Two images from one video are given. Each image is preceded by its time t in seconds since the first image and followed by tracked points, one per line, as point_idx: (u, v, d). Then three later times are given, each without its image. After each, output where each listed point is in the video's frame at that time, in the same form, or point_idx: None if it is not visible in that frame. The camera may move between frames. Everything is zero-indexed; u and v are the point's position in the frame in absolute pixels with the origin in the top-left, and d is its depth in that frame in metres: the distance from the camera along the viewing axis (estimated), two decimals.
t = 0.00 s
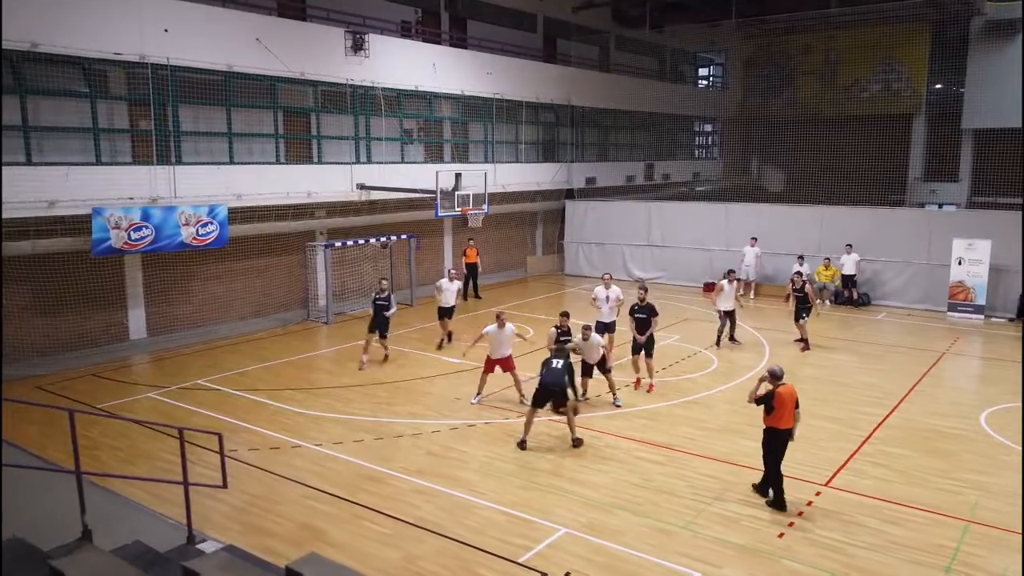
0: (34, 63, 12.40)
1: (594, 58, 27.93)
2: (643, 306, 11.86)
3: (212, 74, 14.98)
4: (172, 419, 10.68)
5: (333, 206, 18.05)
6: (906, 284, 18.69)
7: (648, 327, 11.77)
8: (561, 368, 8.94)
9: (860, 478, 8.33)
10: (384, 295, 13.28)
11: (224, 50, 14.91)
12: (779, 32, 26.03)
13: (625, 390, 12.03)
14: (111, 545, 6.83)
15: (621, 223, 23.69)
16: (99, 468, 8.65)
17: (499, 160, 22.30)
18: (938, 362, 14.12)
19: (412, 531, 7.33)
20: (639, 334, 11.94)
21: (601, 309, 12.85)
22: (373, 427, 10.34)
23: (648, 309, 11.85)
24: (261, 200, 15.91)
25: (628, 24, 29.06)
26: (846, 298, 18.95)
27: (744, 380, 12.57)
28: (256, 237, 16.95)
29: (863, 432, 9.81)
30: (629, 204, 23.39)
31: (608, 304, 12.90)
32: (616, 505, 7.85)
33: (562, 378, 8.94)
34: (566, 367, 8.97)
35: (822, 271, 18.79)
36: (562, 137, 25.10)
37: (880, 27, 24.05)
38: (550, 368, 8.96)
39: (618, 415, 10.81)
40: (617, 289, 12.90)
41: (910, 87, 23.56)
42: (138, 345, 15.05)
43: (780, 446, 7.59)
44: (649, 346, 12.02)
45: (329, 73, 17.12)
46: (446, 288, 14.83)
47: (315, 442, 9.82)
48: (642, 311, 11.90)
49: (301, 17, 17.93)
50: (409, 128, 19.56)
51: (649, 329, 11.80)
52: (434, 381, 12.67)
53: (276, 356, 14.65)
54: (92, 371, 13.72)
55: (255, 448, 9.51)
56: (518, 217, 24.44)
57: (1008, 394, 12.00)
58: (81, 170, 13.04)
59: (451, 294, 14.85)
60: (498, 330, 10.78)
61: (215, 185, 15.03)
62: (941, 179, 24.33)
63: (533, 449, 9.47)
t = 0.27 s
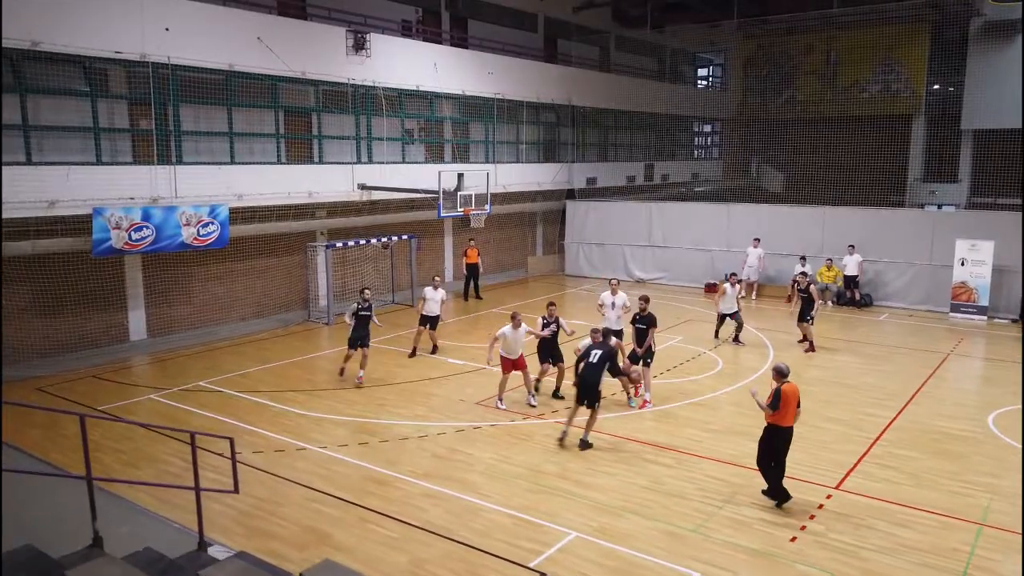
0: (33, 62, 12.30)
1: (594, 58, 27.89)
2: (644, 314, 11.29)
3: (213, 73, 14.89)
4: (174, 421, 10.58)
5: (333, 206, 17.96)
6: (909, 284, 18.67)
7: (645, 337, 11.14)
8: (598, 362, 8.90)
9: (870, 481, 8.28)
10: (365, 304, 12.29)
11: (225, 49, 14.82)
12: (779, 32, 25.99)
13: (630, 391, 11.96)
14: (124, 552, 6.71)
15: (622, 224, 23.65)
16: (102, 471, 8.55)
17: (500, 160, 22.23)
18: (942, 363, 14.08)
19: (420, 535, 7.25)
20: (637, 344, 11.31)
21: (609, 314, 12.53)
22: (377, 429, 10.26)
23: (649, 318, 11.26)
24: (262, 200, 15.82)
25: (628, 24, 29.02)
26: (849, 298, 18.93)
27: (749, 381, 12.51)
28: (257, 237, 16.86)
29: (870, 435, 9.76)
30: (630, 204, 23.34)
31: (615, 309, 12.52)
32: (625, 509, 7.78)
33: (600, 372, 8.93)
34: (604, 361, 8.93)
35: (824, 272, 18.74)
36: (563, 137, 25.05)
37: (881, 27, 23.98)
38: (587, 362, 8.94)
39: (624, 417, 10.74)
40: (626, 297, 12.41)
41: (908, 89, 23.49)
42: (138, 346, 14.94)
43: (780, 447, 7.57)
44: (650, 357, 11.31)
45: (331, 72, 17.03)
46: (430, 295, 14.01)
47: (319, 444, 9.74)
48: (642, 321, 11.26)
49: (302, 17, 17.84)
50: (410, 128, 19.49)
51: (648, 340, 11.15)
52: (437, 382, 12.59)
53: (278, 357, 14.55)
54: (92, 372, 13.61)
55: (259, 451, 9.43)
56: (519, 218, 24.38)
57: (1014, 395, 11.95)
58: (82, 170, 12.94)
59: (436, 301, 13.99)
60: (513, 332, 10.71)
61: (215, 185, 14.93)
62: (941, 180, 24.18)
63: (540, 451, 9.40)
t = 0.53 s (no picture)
0: (33, 60, 12.19)
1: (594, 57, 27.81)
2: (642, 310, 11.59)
3: (214, 72, 14.78)
4: (176, 421, 10.49)
5: (334, 206, 17.85)
6: (911, 284, 18.63)
7: (643, 333, 11.54)
8: (632, 369, 8.80)
9: (880, 482, 8.22)
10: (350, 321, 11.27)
11: (226, 47, 14.72)
12: (779, 31, 25.87)
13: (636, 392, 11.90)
14: (132, 557, 6.59)
15: (623, 223, 23.59)
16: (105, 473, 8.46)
17: (501, 159, 22.16)
18: (947, 363, 14.03)
19: (428, 536, 7.17)
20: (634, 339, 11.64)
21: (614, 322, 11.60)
22: (381, 429, 10.19)
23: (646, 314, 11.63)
24: (263, 200, 15.70)
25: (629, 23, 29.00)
26: (851, 298, 18.89)
27: (754, 381, 12.46)
28: (257, 237, 16.75)
29: (878, 435, 9.70)
30: (630, 203, 23.27)
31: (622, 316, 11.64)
32: (635, 510, 7.72)
33: (634, 378, 8.86)
34: (640, 369, 8.80)
35: (827, 273, 18.74)
36: (563, 137, 24.96)
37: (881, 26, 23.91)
38: (623, 367, 8.84)
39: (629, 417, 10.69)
40: (632, 302, 11.65)
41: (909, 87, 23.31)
42: (138, 346, 14.84)
43: (784, 445, 7.50)
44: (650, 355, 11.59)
45: (332, 71, 16.93)
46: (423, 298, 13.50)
47: (324, 445, 9.65)
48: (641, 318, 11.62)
49: (303, 15, 17.75)
50: (412, 127, 19.41)
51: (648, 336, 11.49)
52: (440, 383, 12.52)
53: (280, 358, 14.47)
54: (92, 372, 13.50)
55: (263, 452, 9.34)
56: (519, 218, 24.29)
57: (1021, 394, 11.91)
58: (83, 168, 12.84)
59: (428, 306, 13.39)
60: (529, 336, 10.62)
61: (216, 184, 14.81)
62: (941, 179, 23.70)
63: (546, 452, 9.32)
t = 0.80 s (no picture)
0: (24, 58, 12.00)
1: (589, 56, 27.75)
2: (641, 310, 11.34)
3: (208, 70, 14.62)
4: (171, 425, 10.34)
5: (328, 205, 17.70)
6: (908, 283, 18.63)
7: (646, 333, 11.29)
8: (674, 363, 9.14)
9: (885, 483, 8.17)
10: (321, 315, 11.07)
11: (221, 45, 14.56)
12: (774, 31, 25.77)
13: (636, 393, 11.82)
14: (133, 566, 6.43)
15: (618, 223, 23.53)
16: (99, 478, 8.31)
17: (496, 159, 22.08)
18: (946, 362, 14.02)
19: (430, 541, 7.06)
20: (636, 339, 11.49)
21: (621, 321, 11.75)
22: (380, 432, 10.07)
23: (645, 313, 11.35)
24: (258, 200, 15.53)
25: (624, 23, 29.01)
26: (848, 297, 18.88)
27: (754, 381, 12.41)
28: (251, 237, 16.58)
29: (881, 436, 9.65)
30: (626, 203, 23.21)
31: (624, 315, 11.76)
32: (639, 513, 7.63)
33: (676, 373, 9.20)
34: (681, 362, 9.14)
35: (823, 271, 18.71)
36: (558, 136, 24.88)
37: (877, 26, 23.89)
38: (663, 363, 9.20)
39: (630, 418, 10.61)
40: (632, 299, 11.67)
41: (905, 87, 23.31)
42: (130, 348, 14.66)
43: (787, 445, 7.38)
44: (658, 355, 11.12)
45: (327, 69, 16.79)
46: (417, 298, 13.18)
47: (322, 448, 9.52)
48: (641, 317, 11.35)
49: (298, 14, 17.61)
50: (407, 126, 19.30)
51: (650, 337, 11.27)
52: (438, 384, 12.41)
53: (275, 359, 14.32)
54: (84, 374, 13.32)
55: (261, 455, 9.21)
56: (515, 217, 24.20)
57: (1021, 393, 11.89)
58: (75, 168, 12.65)
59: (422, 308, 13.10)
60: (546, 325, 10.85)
61: (210, 183, 14.64)
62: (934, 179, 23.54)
63: (548, 454, 9.22)
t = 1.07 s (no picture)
0: None
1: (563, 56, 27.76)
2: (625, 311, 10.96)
3: (179, 69, 14.35)
4: (142, 433, 10.08)
5: (301, 206, 17.45)
6: (879, 282, 18.90)
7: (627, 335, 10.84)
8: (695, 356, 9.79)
9: (864, 482, 8.23)
10: (282, 325, 10.84)
11: (193, 43, 14.28)
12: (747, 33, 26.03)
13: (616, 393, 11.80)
14: None
15: (593, 223, 23.58)
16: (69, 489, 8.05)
17: (471, 159, 21.99)
18: (917, 360, 14.23)
19: (412, 548, 6.95)
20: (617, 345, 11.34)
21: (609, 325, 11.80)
22: (358, 436, 9.92)
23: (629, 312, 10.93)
24: (230, 200, 15.23)
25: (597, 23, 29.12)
26: (820, 296, 19.11)
27: (732, 381, 12.48)
28: (222, 238, 16.27)
29: (858, 435, 9.75)
30: (600, 203, 23.24)
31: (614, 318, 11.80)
32: (622, 515, 7.59)
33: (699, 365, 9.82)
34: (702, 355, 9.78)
35: (795, 270, 19.09)
36: (532, 136, 24.85)
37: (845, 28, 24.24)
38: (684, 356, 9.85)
39: (610, 419, 10.58)
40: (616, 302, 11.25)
41: (870, 88, 24.18)
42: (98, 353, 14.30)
43: (765, 447, 7.36)
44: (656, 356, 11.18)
45: (300, 68, 16.56)
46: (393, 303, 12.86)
47: (299, 454, 9.35)
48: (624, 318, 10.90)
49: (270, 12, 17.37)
50: (381, 126, 19.13)
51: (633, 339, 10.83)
52: (416, 387, 12.28)
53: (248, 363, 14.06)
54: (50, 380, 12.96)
55: (236, 463, 9.01)
56: (489, 218, 24.10)
57: (991, 390, 12.10)
58: (40, 168, 12.29)
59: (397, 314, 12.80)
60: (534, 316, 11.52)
61: (180, 184, 14.34)
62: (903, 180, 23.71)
63: (529, 456, 9.16)
